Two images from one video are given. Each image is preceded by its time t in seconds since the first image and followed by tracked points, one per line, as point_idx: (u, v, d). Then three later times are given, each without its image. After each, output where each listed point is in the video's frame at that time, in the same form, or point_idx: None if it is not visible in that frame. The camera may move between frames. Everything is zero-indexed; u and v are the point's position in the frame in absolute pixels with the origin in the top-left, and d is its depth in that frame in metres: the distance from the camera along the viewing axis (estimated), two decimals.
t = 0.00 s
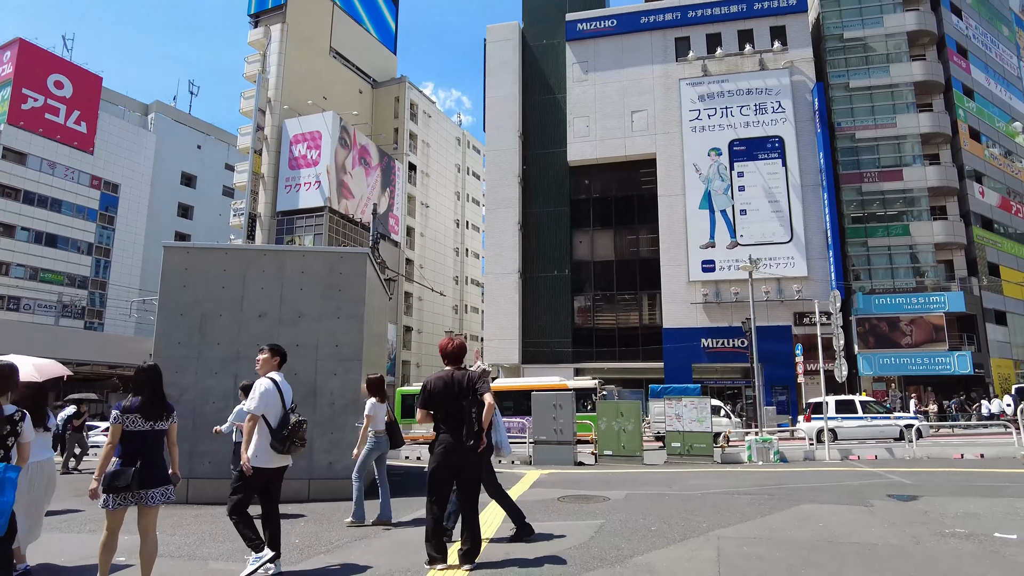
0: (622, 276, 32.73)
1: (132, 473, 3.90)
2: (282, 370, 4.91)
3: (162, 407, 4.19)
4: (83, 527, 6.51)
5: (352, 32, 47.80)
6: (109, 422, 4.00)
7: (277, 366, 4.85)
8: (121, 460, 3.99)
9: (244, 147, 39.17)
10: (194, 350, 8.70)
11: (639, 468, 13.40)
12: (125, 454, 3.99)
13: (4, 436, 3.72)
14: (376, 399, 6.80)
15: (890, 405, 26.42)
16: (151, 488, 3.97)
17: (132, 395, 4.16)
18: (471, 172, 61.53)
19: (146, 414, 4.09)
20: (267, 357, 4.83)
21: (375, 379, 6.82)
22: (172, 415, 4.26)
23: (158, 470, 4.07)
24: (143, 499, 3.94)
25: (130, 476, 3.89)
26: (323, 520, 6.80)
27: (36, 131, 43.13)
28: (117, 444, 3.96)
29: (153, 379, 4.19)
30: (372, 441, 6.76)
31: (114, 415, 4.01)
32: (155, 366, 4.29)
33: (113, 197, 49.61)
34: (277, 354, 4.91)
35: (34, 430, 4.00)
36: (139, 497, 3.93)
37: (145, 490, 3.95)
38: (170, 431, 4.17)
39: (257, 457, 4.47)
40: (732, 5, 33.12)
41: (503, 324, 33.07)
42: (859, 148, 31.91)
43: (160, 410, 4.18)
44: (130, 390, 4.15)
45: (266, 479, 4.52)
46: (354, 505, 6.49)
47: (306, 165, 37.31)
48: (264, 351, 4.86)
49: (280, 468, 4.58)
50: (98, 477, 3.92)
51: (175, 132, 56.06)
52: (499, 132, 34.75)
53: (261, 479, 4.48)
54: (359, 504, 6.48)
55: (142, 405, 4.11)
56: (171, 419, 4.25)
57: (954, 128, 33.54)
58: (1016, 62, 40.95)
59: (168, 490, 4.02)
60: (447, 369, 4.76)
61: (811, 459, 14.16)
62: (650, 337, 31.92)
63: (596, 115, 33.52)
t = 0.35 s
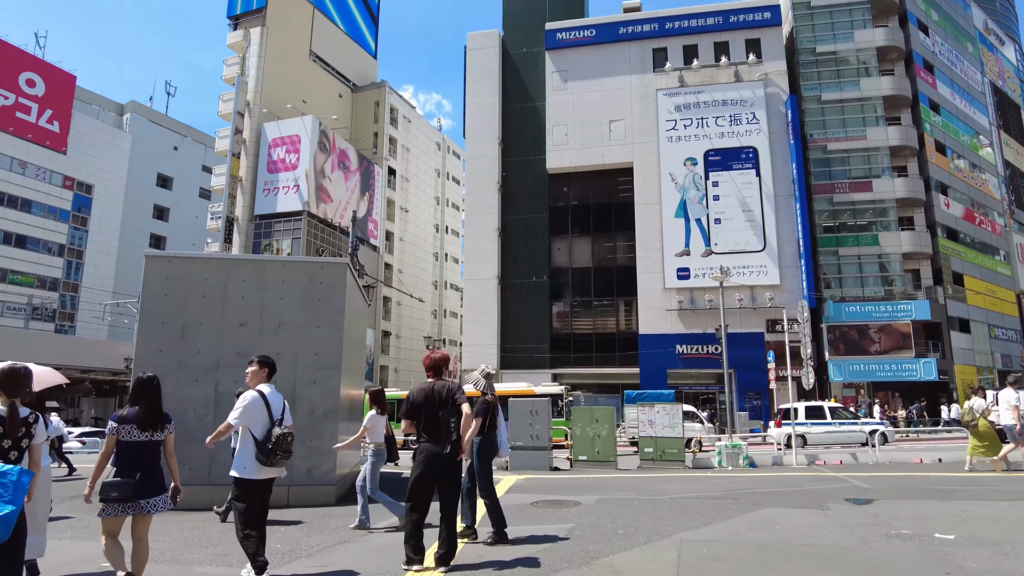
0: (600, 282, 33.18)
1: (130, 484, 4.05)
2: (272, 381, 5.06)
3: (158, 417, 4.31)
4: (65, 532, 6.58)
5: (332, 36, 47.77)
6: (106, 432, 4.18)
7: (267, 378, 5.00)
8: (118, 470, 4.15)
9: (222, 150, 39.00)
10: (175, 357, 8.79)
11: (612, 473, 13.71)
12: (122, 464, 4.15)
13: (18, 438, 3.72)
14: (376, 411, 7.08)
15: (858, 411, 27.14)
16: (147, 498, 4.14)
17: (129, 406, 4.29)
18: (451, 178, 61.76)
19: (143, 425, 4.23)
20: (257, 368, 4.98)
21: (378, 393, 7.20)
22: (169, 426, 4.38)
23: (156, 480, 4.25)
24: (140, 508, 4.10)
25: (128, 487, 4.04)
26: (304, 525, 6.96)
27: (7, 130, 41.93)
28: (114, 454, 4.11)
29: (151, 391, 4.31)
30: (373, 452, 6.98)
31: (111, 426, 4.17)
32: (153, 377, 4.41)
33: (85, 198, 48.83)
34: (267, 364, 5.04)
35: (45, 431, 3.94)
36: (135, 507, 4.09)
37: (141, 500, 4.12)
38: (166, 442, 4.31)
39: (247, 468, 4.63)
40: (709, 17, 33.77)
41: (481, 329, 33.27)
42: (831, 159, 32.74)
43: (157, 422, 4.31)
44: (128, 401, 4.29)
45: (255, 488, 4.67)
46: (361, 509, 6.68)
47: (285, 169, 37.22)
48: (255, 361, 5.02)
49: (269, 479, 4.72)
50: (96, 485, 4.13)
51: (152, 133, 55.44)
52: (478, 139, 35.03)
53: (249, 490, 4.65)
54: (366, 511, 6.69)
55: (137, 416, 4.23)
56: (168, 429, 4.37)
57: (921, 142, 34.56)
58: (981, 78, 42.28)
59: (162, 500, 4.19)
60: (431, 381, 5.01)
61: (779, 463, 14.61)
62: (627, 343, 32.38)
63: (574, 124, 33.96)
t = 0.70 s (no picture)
0: (578, 285, 33.53)
1: (119, 484, 4.07)
2: (257, 377, 5.09)
3: (147, 418, 4.33)
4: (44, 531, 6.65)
5: (312, 36, 47.59)
6: (94, 432, 4.20)
7: (250, 374, 5.02)
8: (108, 470, 4.16)
9: (200, 149, 38.67)
10: (155, 358, 8.85)
11: (587, 473, 13.97)
12: (110, 465, 4.16)
13: (14, 440, 3.81)
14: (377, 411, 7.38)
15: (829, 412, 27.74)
16: (135, 498, 4.17)
17: (119, 406, 4.32)
18: (431, 179, 61.83)
19: (131, 426, 4.25)
20: (240, 365, 5.00)
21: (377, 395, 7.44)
22: (159, 426, 4.39)
23: (144, 480, 4.27)
24: (128, 508, 4.14)
25: (116, 487, 4.07)
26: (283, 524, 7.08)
27: None
28: (102, 455, 4.13)
29: (140, 391, 4.32)
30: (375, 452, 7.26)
31: (99, 427, 4.20)
32: (143, 376, 4.41)
33: (58, 196, 47.99)
34: (252, 362, 5.06)
35: (43, 434, 4.04)
36: (123, 507, 4.12)
37: (128, 500, 4.15)
38: (155, 443, 4.33)
39: (232, 467, 4.68)
40: (686, 25, 34.30)
41: (461, 331, 33.43)
42: (805, 165, 33.43)
43: (146, 422, 4.33)
44: (116, 401, 4.31)
45: (242, 486, 4.69)
46: (343, 508, 6.81)
47: (263, 169, 37.04)
48: (240, 358, 5.05)
49: (255, 477, 4.74)
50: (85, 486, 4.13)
51: (127, 131, 54.68)
52: (458, 142, 35.17)
53: (236, 488, 4.66)
54: (351, 507, 6.77)
55: (127, 417, 4.25)
56: (157, 429, 4.38)
57: (891, 150, 35.41)
58: (948, 88, 43.44)
59: (150, 500, 4.23)
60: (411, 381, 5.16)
61: (750, 463, 14.98)
62: (605, 344, 32.76)
63: (553, 128, 34.29)
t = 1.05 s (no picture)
0: (557, 287, 33.88)
1: (107, 478, 4.23)
2: (243, 376, 5.23)
3: (136, 414, 4.49)
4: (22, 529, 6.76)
5: (293, 36, 47.41)
6: (83, 428, 4.36)
7: (236, 374, 5.17)
8: (95, 466, 4.32)
9: (177, 149, 38.35)
10: (133, 360, 8.94)
11: (561, 472, 14.25)
12: (99, 459, 4.32)
13: (10, 436, 3.94)
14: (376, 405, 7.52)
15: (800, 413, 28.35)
16: (121, 494, 4.30)
17: (109, 403, 4.49)
18: (411, 180, 61.87)
19: (121, 421, 4.41)
20: (227, 365, 5.14)
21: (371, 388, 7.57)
22: (147, 423, 4.56)
23: (132, 477, 4.40)
24: (114, 504, 4.26)
25: (103, 481, 4.22)
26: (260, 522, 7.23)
27: None
28: (91, 450, 4.29)
29: (129, 389, 4.51)
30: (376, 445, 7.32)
31: (88, 423, 4.35)
32: (129, 374, 4.59)
33: (30, 194, 47.15)
34: (238, 363, 5.21)
35: (39, 431, 4.19)
36: (109, 502, 4.25)
37: (114, 495, 4.28)
38: (143, 439, 4.49)
39: (217, 466, 4.84)
40: (664, 32, 34.84)
41: (439, 333, 33.58)
42: (778, 172, 34.12)
43: (135, 418, 4.49)
44: (105, 398, 4.48)
45: (225, 485, 4.83)
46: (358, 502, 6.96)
47: (241, 169, 36.87)
48: (227, 358, 5.19)
49: (238, 476, 4.92)
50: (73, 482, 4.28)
51: (102, 129, 53.92)
52: (438, 144, 35.30)
53: (221, 485, 4.82)
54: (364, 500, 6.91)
55: (117, 413, 4.42)
56: (146, 425, 4.54)
57: (863, 157, 36.20)
58: (918, 98, 44.52)
59: (136, 496, 4.36)
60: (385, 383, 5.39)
61: (719, 463, 15.38)
62: (582, 346, 33.13)
63: (533, 133, 34.61)
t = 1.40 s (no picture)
0: (532, 291, 34.19)
1: (93, 482, 4.35)
2: (230, 383, 5.30)
3: (123, 418, 4.63)
4: None
5: (269, 35, 47.12)
6: (71, 432, 4.46)
7: (223, 381, 5.24)
8: (82, 469, 4.45)
9: (150, 147, 37.87)
10: (107, 364, 8.92)
11: (533, 475, 14.51)
12: (86, 462, 4.45)
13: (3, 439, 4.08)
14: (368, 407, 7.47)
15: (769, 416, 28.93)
16: (105, 497, 4.42)
17: (97, 408, 4.60)
18: (387, 182, 61.77)
19: (108, 426, 4.54)
20: (213, 373, 5.23)
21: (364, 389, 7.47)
22: (134, 428, 4.68)
23: (117, 480, 4.54)
24: (98, 507, 4.38)
25: (90, 485, 4.34)
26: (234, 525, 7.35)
27: None
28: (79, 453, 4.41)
29: (117, 393, 4.64)
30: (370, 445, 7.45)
31: (76, 427, 4.46)
32: (117, 379, 4.71)
33: None
34: (225, 370, 5.31)
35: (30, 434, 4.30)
36: (94, 506, 4.36)
37: (99, 499, 4.39)
38: (130, 442, 4.63)
39: (204, 471, 4.91)
40: (639, 40, 35.40)
41: (415, 336, 33.65)
42: (749, 179, 34.84)
43: (122, 422, 4.62)
44: (93, 403, 4.59)
45: (210, 491, 4.91)
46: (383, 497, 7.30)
47: (215, 169, 36.56)
48: (214, 365, 5.29)
49: (225, 481, 4.96)
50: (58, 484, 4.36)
51: (71, 126, 52.89)
52: (415, 147, 35.36)
53: (208, 492, 4.89)
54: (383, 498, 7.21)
55: (104, 417, 4.54)
56: (133, 430, 4.68)
57: (832, 166, 37.06)
58: (885, 109, 45.76)
59: (120, 500, 4.48)
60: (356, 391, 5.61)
61: (688, 465, 15.75)
62: (557, 349, 33.45)
63: (510, 137, 34.90)
